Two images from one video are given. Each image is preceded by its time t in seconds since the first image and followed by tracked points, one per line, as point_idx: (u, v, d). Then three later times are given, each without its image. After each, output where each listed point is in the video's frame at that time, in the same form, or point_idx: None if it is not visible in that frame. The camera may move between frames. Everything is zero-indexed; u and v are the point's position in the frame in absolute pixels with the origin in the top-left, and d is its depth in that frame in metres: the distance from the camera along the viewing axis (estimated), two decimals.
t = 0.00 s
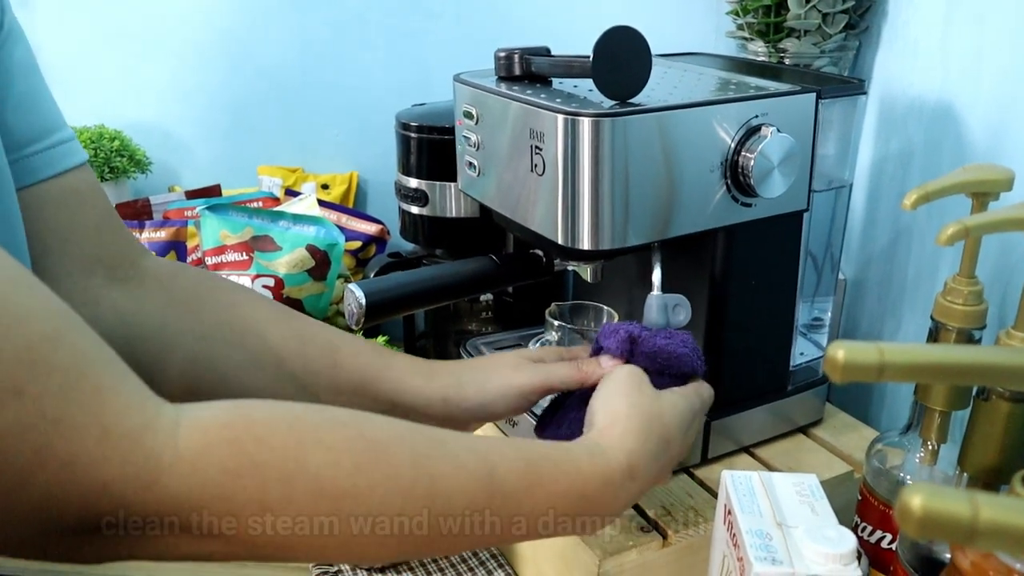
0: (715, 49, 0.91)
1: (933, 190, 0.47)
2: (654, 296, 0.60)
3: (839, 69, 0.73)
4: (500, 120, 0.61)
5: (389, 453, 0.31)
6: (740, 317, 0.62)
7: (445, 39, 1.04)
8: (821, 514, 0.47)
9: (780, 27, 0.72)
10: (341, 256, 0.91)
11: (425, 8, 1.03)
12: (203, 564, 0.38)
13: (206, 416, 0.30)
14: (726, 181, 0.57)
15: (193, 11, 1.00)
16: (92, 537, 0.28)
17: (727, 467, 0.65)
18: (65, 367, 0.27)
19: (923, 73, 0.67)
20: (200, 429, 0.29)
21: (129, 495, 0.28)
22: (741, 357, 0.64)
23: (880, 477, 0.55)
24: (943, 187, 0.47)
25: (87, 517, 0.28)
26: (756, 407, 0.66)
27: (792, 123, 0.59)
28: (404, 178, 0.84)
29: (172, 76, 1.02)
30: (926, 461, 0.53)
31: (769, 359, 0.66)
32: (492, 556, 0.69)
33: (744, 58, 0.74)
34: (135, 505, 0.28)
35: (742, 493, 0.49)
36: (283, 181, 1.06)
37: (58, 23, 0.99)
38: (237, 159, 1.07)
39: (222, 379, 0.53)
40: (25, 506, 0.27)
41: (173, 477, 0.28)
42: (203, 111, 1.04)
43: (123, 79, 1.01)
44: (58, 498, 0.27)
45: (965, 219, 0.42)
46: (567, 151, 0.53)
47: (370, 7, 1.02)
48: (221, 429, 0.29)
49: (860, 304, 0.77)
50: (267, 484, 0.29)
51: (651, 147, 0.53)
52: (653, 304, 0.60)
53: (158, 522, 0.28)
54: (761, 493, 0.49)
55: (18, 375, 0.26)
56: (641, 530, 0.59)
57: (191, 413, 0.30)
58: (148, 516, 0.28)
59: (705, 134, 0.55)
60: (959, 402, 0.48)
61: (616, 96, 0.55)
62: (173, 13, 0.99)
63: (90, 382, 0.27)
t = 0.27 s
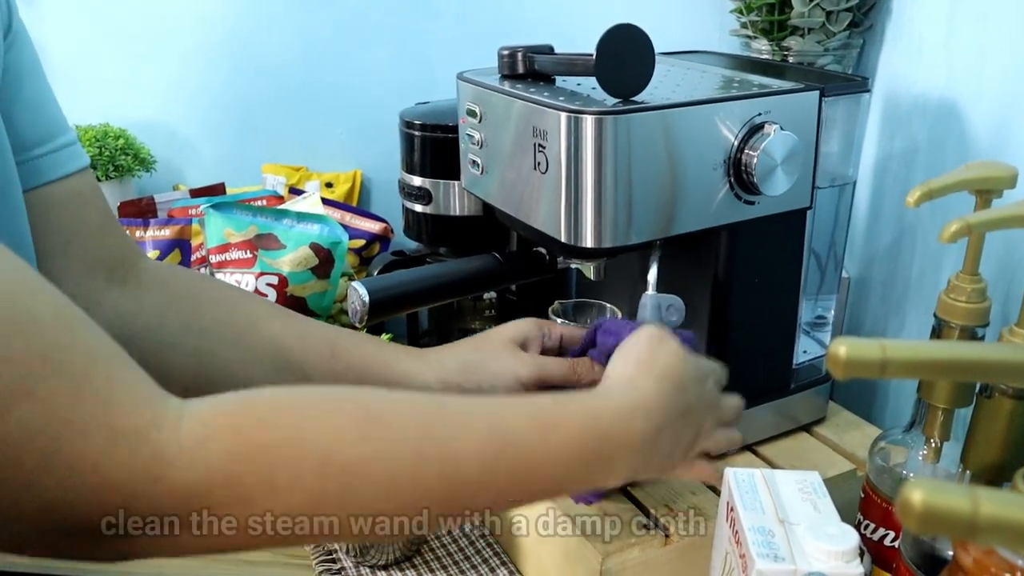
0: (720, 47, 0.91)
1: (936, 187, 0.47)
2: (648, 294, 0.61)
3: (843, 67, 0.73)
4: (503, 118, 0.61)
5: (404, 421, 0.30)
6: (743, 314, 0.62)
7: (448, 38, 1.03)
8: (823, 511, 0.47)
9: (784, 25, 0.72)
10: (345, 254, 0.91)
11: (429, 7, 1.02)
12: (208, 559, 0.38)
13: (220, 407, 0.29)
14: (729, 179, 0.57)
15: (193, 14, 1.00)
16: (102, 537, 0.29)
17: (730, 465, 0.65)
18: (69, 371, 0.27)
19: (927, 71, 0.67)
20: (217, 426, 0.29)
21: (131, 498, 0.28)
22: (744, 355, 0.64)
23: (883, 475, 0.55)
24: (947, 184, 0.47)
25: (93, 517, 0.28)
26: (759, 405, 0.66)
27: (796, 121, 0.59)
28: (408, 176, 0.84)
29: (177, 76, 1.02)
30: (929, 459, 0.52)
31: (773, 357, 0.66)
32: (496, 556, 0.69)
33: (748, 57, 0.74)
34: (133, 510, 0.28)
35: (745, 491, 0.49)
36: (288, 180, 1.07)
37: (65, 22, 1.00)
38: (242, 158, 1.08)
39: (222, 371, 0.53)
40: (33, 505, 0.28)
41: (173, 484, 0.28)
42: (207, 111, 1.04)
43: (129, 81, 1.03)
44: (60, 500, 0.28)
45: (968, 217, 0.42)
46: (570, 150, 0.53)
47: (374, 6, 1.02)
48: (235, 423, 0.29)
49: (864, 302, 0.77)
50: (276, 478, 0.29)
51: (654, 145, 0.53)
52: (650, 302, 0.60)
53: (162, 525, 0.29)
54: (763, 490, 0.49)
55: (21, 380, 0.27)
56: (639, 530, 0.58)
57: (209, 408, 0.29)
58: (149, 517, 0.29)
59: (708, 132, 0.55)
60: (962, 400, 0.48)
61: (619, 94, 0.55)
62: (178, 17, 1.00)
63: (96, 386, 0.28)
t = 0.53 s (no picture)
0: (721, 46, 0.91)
1: (936, 186, 0.47)
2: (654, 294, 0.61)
3: (844, 66, 0.73)
4: (505, 117, 0.61)
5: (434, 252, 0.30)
6: (744, 312, 0.63)
7: (452, 37, 1.03)
8: (824, 507, 0.47)
9: (786, 24, 0.72)
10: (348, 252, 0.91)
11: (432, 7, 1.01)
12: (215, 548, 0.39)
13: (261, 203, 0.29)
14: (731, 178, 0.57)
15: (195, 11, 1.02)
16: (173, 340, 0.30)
17: (731, 462, 0.66)
18: (125, 173, 0.28)
19: (929, 70, 0.67)
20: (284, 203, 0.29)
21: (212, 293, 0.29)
22: (745, 353, 0.64)
23: (883, 472, 0.55)
24: (946, 183, 0.48)
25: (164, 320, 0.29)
26: (760, 403, 0.66)
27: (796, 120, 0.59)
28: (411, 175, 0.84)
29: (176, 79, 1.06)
30: (929, 455, 0.52)
31: (773, 355, 0.66)
32: (499, 552, 0.70)
33: (749, 56, 0.75)
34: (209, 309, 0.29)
35: (746, 487, 0.49)
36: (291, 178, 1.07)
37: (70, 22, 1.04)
38: (244, 158, 1.09)
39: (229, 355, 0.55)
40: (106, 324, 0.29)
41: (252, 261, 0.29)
42: (208, 111, 1.07)
43: (129, 79, 1.06)
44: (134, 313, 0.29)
45: (967, 216, 0.42)
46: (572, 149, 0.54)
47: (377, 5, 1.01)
48: (295, 203, 0.29)
49: (866, 300, 0.77)
50: (354, 254, 0.29)
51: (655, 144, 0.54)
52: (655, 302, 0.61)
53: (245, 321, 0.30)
54: (764, 487, 0.49)
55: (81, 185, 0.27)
56: (638, 530, 0.58)
57: (266, 184, 0.29)
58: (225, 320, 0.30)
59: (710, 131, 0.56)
60: (962, 397, 0.48)
61: (620, 93, 0.56)
62: (180, 17, 1.03)
63: (150, 174, 0.28)
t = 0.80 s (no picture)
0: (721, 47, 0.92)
1: (935, 188, 0.48)
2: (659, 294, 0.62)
3: (844, 67, 0.74)
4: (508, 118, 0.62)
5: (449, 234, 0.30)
6: (744, 312, 0.63)
7: (453, 39, 1.03)
8: (824, 506, 0.47)
9: (786, 25, 0.73)
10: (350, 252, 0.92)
11: (433, 7, 1.02)
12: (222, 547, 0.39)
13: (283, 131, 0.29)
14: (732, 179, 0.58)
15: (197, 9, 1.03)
16: (210, 284, 0.30)
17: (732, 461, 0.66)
18: (156, 101, 0.28)
19: (929, 71, 0.67)
20: (312, 126, 0.29)
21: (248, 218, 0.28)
22: (746, 352, 0.65)
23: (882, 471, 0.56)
24: (945, 185, 0.48)
25: (199, 253, 0.29)
26: (760, 402, 0.67)
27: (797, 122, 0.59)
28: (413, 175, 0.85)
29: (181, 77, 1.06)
30: (928, 454, 0.53)
31: (774, 355, 0.67)
32: (502, 550, 0.71)
33: (750, 57, 0.75)
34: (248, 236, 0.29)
35: (747, 486, 0.49)
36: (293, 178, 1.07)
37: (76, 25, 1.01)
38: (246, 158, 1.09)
39: (235, 344, 0.56)
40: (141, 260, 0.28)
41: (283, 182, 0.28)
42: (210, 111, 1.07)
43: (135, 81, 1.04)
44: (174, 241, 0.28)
45: (966, 218, 0.43)
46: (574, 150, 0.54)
47: (379, 5, 1.02)
48: (325, 132, 0.29)
49: (866, 300, 0.78)
50: (363, 223, 0.30)
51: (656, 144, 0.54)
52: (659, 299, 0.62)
53: (280, 259, 0.30)
54: (765, 486, 0.49)
55: (112, 115, 0.27)
56: (638, 530, 0.59)
57: (293, 112, 0.30)
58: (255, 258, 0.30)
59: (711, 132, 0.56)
60: (961, 397, 0.49)
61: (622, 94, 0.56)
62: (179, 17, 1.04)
63: (181, 101, 0.28)
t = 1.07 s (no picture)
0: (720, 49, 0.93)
1: (934, 190, 0.48)
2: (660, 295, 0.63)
3: (843, 69, 0.74)
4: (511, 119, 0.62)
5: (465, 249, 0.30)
6: (745, 312, 0.64)
7: (454, 39, 1.04)
8: (824, 504, 0.48)
9: (786, 28, 0.74)
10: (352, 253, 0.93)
11: (434, 8, 1.02)
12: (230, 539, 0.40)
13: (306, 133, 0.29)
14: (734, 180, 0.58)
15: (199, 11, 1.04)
16: (229, 289, 0.29)
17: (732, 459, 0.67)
18: (173, 105, 0.28)
19: (927, 74, 0.68)
20: (330, 130, 0.29)
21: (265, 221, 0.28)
22: (747, 351, 0.66)
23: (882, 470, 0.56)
24: (943, 188, 0.49)
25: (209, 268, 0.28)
26: (760, 401, 0.67)
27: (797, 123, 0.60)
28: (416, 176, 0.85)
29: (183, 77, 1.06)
30: (927, 452, 0.54)
31: (774, 355, 0.67)
32: (503, 548, 0.71)
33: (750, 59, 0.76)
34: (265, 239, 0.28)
35: (748, 484, 0.50)
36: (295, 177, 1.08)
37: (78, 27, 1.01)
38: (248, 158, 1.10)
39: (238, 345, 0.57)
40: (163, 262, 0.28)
41: (299, 184, 0.28)
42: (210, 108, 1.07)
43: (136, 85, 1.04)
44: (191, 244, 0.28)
45: (965, 220, 0.43)
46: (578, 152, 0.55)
47: (380, 6, 1.02)
48: (338, 137, 0.29)
49: (865, 300, 0.78)
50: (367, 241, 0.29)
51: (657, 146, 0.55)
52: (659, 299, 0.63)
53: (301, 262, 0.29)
54: (766, 485, 0.50)
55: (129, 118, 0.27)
56: (638, 531, 0.59)
57: (312, 117, 0.29)
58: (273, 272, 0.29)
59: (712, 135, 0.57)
60: (960, 397, 0.50)
61: (624, 96, 0.57)
62: (180, 17, 1.04)
63: (200, 104, 0.28)
